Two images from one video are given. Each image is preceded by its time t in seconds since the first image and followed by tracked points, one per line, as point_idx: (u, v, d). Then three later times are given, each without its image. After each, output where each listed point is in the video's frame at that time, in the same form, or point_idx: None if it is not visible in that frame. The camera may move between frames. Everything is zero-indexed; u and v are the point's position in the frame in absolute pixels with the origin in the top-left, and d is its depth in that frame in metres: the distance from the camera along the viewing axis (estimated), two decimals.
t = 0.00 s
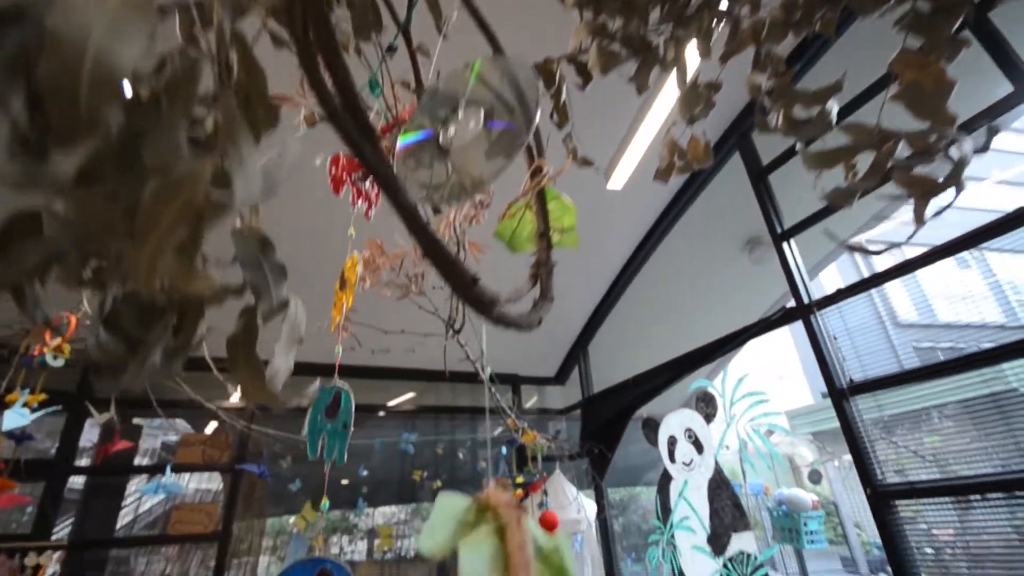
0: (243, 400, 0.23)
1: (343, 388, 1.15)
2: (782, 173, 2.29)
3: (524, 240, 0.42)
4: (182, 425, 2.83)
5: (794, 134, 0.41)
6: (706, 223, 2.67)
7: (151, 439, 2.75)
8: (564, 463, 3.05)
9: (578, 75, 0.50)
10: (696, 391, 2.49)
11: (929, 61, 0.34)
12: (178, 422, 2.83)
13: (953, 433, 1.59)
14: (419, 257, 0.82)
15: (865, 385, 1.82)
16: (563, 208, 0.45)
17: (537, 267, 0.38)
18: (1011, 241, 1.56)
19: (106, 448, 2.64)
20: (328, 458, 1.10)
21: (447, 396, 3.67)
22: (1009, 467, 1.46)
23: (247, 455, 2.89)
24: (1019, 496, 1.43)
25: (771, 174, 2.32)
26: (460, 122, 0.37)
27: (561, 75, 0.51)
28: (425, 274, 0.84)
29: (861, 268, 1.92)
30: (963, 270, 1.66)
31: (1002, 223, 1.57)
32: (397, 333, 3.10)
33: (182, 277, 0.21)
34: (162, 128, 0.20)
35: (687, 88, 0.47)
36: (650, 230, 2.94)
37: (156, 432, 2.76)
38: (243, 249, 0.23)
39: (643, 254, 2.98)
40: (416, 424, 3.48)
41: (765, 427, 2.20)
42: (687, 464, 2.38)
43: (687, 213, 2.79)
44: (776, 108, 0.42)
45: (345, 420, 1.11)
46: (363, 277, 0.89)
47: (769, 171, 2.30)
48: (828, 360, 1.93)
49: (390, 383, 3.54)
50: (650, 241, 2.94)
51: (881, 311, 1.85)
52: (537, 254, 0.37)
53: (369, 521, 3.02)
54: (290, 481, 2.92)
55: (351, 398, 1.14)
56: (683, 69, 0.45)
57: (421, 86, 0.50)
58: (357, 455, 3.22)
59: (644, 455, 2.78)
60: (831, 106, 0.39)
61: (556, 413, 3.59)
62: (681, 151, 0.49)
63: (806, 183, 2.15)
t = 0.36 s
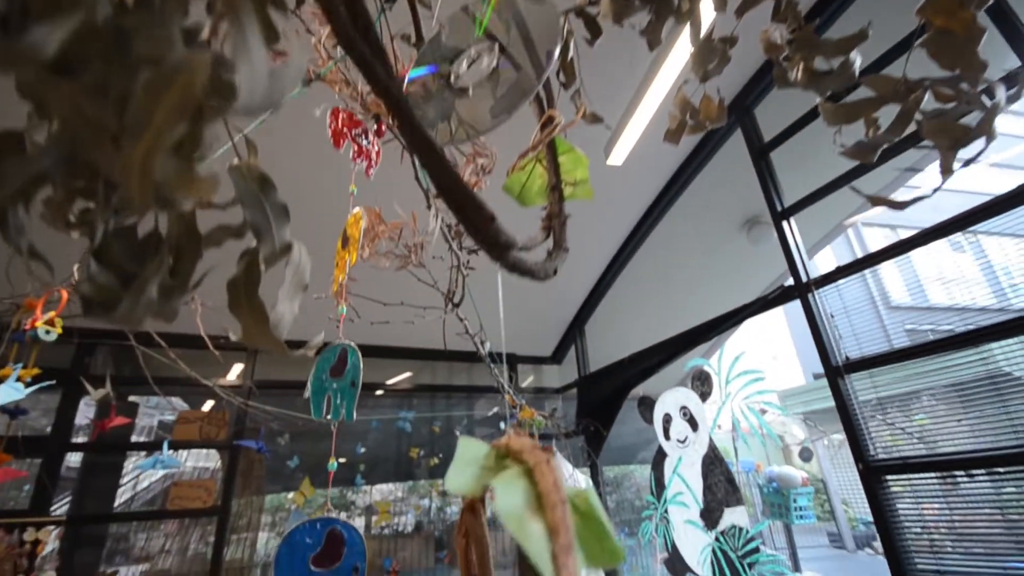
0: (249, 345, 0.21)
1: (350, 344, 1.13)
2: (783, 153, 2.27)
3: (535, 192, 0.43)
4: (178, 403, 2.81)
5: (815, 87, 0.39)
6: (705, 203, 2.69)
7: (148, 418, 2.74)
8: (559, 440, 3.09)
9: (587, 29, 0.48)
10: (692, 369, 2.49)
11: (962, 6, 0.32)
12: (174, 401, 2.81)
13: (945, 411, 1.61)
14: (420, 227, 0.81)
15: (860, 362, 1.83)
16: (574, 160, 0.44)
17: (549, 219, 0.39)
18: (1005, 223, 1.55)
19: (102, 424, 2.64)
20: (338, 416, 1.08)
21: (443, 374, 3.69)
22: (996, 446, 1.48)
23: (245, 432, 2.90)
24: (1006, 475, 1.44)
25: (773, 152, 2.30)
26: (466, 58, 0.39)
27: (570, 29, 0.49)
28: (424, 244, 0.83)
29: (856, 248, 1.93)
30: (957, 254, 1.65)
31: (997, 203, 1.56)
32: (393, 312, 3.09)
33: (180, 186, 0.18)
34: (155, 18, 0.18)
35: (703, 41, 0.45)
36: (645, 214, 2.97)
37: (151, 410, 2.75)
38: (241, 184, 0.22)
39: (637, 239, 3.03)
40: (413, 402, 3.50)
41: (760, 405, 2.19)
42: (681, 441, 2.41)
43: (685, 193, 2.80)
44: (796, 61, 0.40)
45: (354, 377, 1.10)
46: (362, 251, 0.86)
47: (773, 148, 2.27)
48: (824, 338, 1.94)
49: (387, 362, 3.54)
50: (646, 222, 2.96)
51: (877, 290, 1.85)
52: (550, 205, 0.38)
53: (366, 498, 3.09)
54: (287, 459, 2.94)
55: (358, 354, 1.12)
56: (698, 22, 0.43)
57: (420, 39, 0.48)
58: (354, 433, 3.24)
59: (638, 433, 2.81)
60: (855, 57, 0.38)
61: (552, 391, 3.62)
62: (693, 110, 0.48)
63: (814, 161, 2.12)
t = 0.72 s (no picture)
0: (254, 293, 0.21)
1: (350, 307, 1.14)
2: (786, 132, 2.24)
3: (545, 147, 0.44)
4: (177, 380, 2.82)
5: (831, 45, 0.38)
6: (704, 185, 2.66)
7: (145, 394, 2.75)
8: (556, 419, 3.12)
9: None
10: (688, 350, 2.58)
11: None
12: (171, 377, 2.82)
13: (937, 392, 1.62)
14: (419, 198, 0.80)
15: (857, 342, 1.83)
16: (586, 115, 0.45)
17: (560, 172, 0.40)
18: (998, 206, 1.55)
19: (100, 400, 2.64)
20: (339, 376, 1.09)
21: (440, 354, 3.70)
22: (986, 427, 1.49)
23: (244, 408, 2.92)
24: (994, 454, 1.47)
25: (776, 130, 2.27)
26: None
27: None
28: (423, 216, 0.82)
29: (853, 230, 1.93)
30: (954, 238, 1.66)
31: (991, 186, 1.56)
32: (390, 291, 3.09)
33: (185, 84, 0.19)
34: None
35: None
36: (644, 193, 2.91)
37: (149, 388, 2.75)
38: (243, 125, 0.21)
39: (635, 220, 2.98)
40: (410, 381, 3.52)
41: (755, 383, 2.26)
42: (677, 420, 2.52)
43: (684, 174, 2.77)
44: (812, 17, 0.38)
45: (353, 339, 1.11)
46: (361, 217, 0.85)
47: (775, 127, 2.25)
48: (821, 318, 1.94)
49: (384, 341, 3.54)
50: (645, 202, 2.91)
51: (874, 271, 1.84)
52: (561, 159, 0.40)
53: (364, 475, 3.13)
54: (286, 435, 2.98)
55: (357, 316, 1.13)
56: None
57: None
58: (351, 411, 3.26)
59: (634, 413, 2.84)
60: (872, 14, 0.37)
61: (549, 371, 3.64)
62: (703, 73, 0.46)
63: (821, 138, 2.09)
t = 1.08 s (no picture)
0: (265, 249, 0.21)
1: (351, 277, 1.14)
2: (789, 109, 2.21)
3: (552, 110, 0.47)
4: (177, 361, 2.83)
5: (840, 9, 0.37)
6: (706, 164, 2.66)
7: (146, 374, 2.76)
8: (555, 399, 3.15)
9: None
10: (687, 329, 2.54)
11: None
12: (172, 358, 2.83)
13: (932, 372, 1.63)
14: (420, 172, 0.79)
15: (854, 321, 1.84)
16: (591, 77, 0.49)
17: (567, 134, 0.42)
18: (995, 186, 1.56)
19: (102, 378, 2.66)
20: (339, 345, 1.09)
21: (439, 335, 3.72)
22: (979, 408, 1.51)
23: (244, 387, 2.93)
24: (985, 434, 1.49)
25: (778, 108, 2.24)
26: None
27: None
28: (424, 191, 0.82)
29: (851, 210, 1.93)
30: (952, 220, 1.66)
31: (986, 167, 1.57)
32: (389, 272, 3.08)
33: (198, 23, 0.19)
34: None
35: None
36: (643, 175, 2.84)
37: (149, 370, 2.76)
38: (251, 77, 0.21)
39: (631, 207, 2.93)
40: (409, 361, 3.54)
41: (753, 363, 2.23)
42: (673, 398, 2.32)
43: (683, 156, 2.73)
44: None
45: (355, 309, 1.10)
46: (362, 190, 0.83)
47: (777, 105, 2.22)
48: (820, 297, 1.94)
49: (384, 323, 3.54)
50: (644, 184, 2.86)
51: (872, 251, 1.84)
52: (568, 121, 0.41)
53: (365, 455, 3.16)
54: (287, 415, 3.01)
55: (360, 287, 1.13)
56: None
57: None
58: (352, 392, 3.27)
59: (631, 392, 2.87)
60: None
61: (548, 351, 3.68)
62: (710, 40, 0.46)
63: (822, 117, 2.10)
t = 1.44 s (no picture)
0: (284, 223, 0.21)
1: (363, 258, 1.15)
2: (791, 100, 2.21)
3: (560, 93, 0.50)
4: (175, 350, 2.83)
5: None
6: (707, 158, 2.64)
7: (145, 361, 2.77)
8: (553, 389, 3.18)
9: None
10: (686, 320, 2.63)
11: None
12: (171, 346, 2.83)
13: (926, 366, 1.65)
14: (423, 159, 0.79)
15: (850, 313, 1.85)
16: (598, 60, 0.52)
17: (576, 115, 0.44)
18: (993, 180, 1.57)
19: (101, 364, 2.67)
20: (355, 323, 1.10)
21: (437, 325, 3.73)
22: (970, 401, 1.53)
23: (244, 374, 2.94)
24: (977, 427, 1.51)
25: (779, 99, 2.23)
26: None
27: None
28: (427, 177, 0.82)
29: (851, 203, 1.93)
30: (951, 215, 1.66)
31: (981, 161, 1.59)
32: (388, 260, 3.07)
33: None
34: None
35: None
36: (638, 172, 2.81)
37: (147, 358, 2.76)
38: (270, 53, 0.21)
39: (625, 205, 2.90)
40: (408, 351, 3.55)
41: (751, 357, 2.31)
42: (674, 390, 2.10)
43: (679, 152, 2.68)
44: None
45: (370, 288, 1.11)
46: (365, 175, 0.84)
47: (778, 96, 2.20)
48: (817, 289, 1.96)
49: (383, 312, 3.55)
50: (641, 178, 2.79)
51: (869, 244, 1.85)
52: (577, 103, 0.43)
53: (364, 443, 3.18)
54: (287, 403, 3.02)
55: (373, 267, 1.14)
56: None
57: None
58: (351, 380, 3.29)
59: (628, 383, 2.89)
60: None
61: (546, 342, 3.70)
62: (715, 26, 0.47)
63: (822, 110, 2.12)
